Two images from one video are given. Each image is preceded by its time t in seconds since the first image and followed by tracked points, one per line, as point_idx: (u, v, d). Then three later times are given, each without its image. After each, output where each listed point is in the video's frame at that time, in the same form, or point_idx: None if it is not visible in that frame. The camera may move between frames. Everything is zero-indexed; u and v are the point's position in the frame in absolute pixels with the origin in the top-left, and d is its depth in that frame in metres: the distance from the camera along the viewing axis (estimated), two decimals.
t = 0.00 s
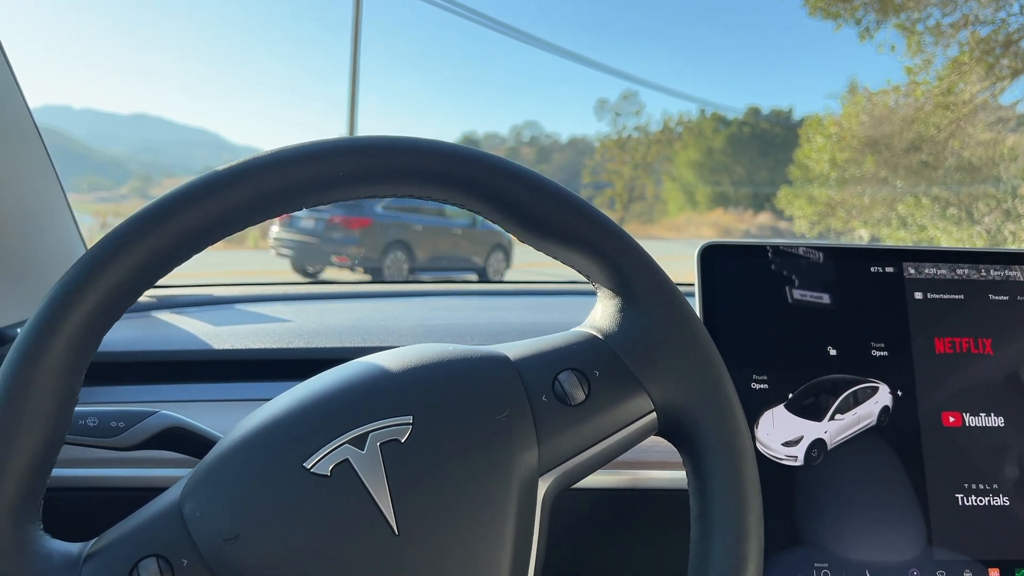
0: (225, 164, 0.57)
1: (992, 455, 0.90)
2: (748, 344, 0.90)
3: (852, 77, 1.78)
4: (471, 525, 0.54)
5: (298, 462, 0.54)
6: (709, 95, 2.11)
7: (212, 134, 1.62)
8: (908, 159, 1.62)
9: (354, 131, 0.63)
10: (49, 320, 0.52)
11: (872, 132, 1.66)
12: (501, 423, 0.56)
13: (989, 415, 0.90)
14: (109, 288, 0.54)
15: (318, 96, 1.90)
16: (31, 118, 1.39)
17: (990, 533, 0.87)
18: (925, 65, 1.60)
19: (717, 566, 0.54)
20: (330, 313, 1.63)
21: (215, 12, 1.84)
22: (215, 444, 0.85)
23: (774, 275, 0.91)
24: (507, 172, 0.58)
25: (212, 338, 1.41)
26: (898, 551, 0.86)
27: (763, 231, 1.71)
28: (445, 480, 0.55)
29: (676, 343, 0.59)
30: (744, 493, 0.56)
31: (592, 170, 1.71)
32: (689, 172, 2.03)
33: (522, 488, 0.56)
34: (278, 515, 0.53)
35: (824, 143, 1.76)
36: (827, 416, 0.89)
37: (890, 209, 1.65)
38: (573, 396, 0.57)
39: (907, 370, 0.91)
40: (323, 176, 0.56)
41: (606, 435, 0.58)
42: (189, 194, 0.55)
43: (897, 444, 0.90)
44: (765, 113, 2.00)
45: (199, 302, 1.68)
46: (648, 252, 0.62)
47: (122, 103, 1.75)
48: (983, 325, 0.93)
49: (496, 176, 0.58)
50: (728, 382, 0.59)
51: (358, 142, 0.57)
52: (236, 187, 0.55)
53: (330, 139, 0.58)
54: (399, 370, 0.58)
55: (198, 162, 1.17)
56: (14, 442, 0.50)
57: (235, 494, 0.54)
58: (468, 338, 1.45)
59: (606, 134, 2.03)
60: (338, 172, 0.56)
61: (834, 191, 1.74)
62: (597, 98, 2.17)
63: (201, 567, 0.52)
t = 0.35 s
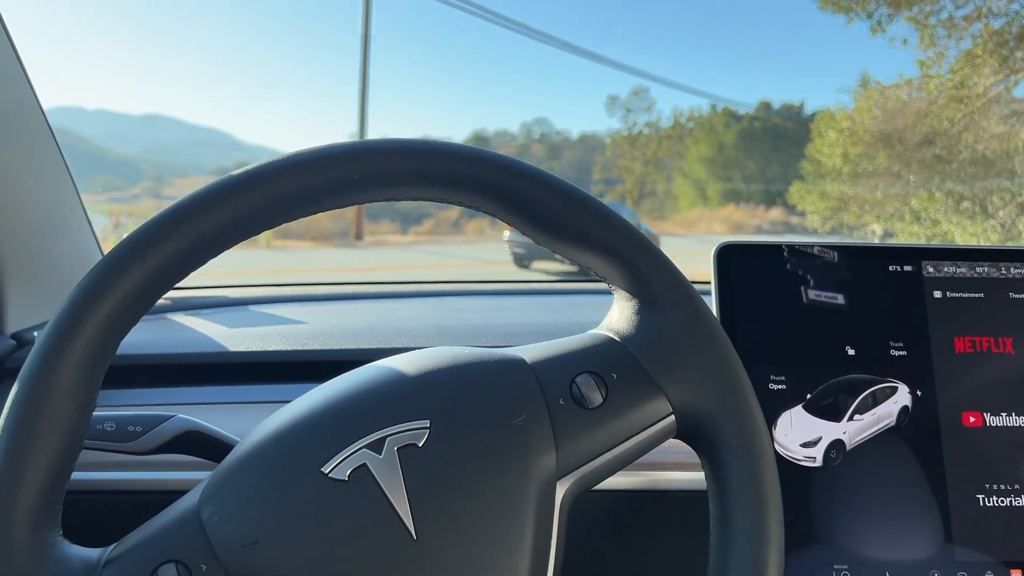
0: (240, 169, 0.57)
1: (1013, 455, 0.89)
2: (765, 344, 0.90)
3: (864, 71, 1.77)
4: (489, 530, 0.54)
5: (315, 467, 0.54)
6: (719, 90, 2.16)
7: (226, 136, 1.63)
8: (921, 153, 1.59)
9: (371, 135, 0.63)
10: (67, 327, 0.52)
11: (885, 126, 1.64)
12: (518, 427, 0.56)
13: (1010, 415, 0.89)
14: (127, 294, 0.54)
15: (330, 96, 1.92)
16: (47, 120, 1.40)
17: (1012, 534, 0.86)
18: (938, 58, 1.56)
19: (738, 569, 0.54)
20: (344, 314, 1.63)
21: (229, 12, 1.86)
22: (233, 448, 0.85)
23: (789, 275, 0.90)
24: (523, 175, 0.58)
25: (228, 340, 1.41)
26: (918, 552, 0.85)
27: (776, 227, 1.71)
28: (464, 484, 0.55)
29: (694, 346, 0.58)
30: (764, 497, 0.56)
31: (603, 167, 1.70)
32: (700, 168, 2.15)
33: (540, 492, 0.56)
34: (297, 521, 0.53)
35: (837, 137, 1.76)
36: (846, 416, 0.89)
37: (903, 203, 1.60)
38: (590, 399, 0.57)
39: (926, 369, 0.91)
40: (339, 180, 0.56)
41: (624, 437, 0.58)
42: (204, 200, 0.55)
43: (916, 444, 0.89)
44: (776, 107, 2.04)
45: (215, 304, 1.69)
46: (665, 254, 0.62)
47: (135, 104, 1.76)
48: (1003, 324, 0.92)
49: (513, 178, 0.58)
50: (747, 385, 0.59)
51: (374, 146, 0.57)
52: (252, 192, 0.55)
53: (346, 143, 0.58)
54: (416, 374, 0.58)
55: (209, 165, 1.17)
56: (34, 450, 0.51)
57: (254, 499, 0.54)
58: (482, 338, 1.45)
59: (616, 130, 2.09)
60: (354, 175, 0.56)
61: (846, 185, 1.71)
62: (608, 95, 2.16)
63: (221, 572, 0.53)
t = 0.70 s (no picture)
0: (253, 174, 0.57)
1: None
2: (779, 344, 0.89)
3: (875, 65, 1.76)
4: (503, 533, 0.54)
5: (330, 471, 0.54)
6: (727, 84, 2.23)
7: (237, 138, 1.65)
8: (933, 147, 1.56)
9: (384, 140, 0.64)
10: (83, 333, 0.53)
11: (897, 120, 1.63)
12: (531, 430, 0.56)
13: None
14: (142, 299, 0.54)
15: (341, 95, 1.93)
16: (57, 119, 1.40)
17: None
18: (951, 51, 1.54)
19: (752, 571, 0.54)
20: (356, 314, 1.64)
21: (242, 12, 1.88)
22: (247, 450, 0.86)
23: (803, 272, 0.90)
24: (535, 177, 0.58)
25: (241, 342, 1.42)
26: (932, 552, 0.84)
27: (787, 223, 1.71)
28: (478, 488, 0.55)
29: (707, 347, 0.58)
30: (778, 500, 0.55)
31: (614, 163, 1.70)
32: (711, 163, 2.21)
33: (554, 495, 0.56)
34: (312, 524, 0.53)
35: (849, 131, 1.75)
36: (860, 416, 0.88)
37: (916, 198, 1.59)
38: (604, 402, 0.57)
39: (940, 368, 0.90)
40: (351, 184, 0.56)
41: (638, 440, 0.58)
42: (217, 205, 0.55)
43: (931, 444, 0.89)
44: (788, 102, 2.05)
45: (229, 306, 1.70)
46: (678, 256, 0.62)
47: (147, 106, 1.76)
48: (1020, 323, 0.91)
49: (525, 181, 0.58)
50: (761, 387, 0.59)
51: (386, 149, 0.57)
52: (265, 197, 0.55)
53: (358, 147, 0.58)
54: (430, 377, 0.58)
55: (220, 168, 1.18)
56: (52, 455, 0.51)
57: (269, 503, 0.54)
58: (494, 338, 1.45)
59: (627, 126, 2.09)
60: (366, 179, 0.56)
61: (858, 180, 1.72)
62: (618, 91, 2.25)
63: None
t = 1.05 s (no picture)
0: (260, 164, 0.58)
1: None
2: (790, 336, 0.89)
3: (889, 59, 1.74)
4: (511, 521, 0.54)
5: (337, 459, 0.54)
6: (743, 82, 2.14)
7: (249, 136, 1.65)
8: (947, 142, 1.55)
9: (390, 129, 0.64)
10: (91, 323, 0.53)
11: (910, 116, 1.62)
12: (539, 419, 0.56)
13: None
14: (149, 289, 0.55)
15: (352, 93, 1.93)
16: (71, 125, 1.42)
17: None
18: (965, 46, 1.52)
19: (761, 560, 0.54)
20: (365, 309, 1.64)
21: (249, 11, 1.86)
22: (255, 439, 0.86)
23: (812, 265, 0.89)
24: (541, 167, 0.58)
25: (251, 336, 1.43)
26: (945, 544, 0.84)
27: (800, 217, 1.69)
28: (485, 476, 0.55)
29: (715, 336, 0.58)
30: (788, 488, 0.55)
31: (625, 160, 1.70)
32: (723, 160, 2.13)
33: (562, 483, 0.56)
34: (321, 512, 0.53)
35: (862, 127, 1.75)
36: (871, 407, 0.88)
37: (930, 193, 1.58)
38: (611, 391, 0.57)
39: (953, 359, 0.89)
40: (357, 174, 0.56)
41: (645, 429, 0.58)
42: (225, 195, 0.55)
43: (944, 434, 0.88)
44: (801, 98, 2.07)
45: (239, 301, 1.71)
46: (686, 246, 0.62)
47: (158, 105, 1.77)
48: None
49: (531, 170, 0.58)
50: (770, 375, 0.58)
51: (393, 139, 0.57)
52: (273, 187, 0.55)
53: (364, 137, 0.58)
54: (436, 366, 0.58)
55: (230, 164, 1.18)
56: (59, 445, 0.52)
57: (277, 492, 0.54)
58: (503, 332, 1.45)
59: (638, 125, 2.02)
60: (372, 169, 0.57)
61: (871, 176, 1.71)
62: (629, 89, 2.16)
63: (245, 564, 0.53)
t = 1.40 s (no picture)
0: (267, 163, 0.58)
1: None
2: (798, 331, 0.88)
3: (903, 57, 1.73)
4: (516, 516, 0.54)
5: (343, 454, 0.55)
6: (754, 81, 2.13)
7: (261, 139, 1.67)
8: (962, 140, 1.54)
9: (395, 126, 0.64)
10: (100, 320, 0.54)
11: (925, 115, 1.59)
12: (544, 414, 0.56)
13: None
14: (159, 285, 0.55)
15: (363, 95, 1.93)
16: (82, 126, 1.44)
17: None
18: (980, 43, 1.51)
19: (768, 555, 0.53)
20: (375, 308, 1.65)
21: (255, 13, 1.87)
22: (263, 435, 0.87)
23: (823, 261, 0.89)
24: (545, 163, 0.58)
25: (262, 335, 1.44)
26: (956, 540, 0.83)
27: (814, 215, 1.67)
28: (490, 471, 0.55)
29: (721, 331, 0.58)
30: (794, 483, 0.55)
31: (637, 161, 1.70)
32: (737, 160, 2.03)
33: (568, 478, 0.56)
34: (327, 506, 0.54)
35: (875, 126, 1.72)
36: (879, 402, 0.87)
37: (945, 191, 1.56)
38: (616, 385, 0.57)
39: (963, 355, 0.88)
40: (363, 171, 0.57)
41: (650, 424, 0.58)
42: (233, 193, 0.56)
43: (954, 430, 0.87)
44: (813, 97, 2.03)
45: (250, 301, 1.72)
46: (692, 241, 0.62)
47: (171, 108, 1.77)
48: None
49: (537, 166, 0.58)
50: (776, 370, 0.58)
51: (398, 136, 0.58)
52: (280, 184, 0.56)
53: (370, 134, 0.59)
54: (442, 361, 0.59)
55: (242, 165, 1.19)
56: (69, 440, 0.53)
57: (283, 487, 0.55)
58: (513, 330, 1.45)
59: (650, 125, 2.01)
60: (378, 166, 0.57)
61: (886, 175, 1.67)
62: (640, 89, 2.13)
63: (252, 559, 0.54)
